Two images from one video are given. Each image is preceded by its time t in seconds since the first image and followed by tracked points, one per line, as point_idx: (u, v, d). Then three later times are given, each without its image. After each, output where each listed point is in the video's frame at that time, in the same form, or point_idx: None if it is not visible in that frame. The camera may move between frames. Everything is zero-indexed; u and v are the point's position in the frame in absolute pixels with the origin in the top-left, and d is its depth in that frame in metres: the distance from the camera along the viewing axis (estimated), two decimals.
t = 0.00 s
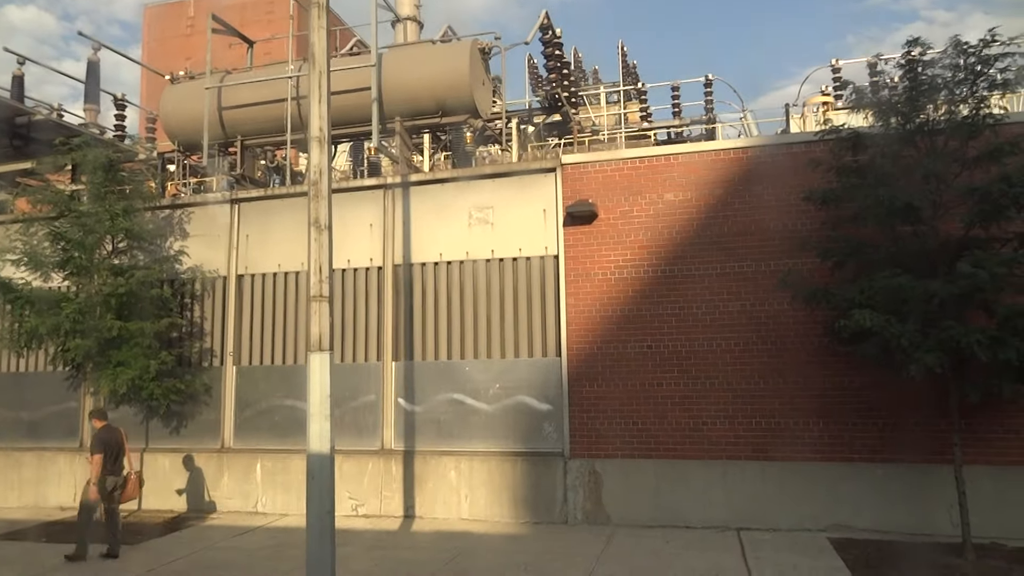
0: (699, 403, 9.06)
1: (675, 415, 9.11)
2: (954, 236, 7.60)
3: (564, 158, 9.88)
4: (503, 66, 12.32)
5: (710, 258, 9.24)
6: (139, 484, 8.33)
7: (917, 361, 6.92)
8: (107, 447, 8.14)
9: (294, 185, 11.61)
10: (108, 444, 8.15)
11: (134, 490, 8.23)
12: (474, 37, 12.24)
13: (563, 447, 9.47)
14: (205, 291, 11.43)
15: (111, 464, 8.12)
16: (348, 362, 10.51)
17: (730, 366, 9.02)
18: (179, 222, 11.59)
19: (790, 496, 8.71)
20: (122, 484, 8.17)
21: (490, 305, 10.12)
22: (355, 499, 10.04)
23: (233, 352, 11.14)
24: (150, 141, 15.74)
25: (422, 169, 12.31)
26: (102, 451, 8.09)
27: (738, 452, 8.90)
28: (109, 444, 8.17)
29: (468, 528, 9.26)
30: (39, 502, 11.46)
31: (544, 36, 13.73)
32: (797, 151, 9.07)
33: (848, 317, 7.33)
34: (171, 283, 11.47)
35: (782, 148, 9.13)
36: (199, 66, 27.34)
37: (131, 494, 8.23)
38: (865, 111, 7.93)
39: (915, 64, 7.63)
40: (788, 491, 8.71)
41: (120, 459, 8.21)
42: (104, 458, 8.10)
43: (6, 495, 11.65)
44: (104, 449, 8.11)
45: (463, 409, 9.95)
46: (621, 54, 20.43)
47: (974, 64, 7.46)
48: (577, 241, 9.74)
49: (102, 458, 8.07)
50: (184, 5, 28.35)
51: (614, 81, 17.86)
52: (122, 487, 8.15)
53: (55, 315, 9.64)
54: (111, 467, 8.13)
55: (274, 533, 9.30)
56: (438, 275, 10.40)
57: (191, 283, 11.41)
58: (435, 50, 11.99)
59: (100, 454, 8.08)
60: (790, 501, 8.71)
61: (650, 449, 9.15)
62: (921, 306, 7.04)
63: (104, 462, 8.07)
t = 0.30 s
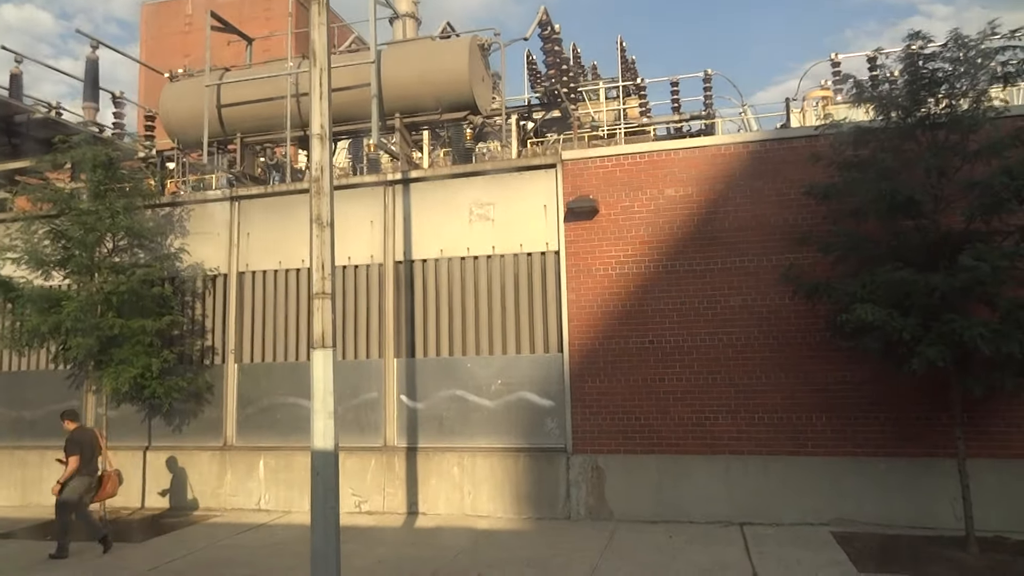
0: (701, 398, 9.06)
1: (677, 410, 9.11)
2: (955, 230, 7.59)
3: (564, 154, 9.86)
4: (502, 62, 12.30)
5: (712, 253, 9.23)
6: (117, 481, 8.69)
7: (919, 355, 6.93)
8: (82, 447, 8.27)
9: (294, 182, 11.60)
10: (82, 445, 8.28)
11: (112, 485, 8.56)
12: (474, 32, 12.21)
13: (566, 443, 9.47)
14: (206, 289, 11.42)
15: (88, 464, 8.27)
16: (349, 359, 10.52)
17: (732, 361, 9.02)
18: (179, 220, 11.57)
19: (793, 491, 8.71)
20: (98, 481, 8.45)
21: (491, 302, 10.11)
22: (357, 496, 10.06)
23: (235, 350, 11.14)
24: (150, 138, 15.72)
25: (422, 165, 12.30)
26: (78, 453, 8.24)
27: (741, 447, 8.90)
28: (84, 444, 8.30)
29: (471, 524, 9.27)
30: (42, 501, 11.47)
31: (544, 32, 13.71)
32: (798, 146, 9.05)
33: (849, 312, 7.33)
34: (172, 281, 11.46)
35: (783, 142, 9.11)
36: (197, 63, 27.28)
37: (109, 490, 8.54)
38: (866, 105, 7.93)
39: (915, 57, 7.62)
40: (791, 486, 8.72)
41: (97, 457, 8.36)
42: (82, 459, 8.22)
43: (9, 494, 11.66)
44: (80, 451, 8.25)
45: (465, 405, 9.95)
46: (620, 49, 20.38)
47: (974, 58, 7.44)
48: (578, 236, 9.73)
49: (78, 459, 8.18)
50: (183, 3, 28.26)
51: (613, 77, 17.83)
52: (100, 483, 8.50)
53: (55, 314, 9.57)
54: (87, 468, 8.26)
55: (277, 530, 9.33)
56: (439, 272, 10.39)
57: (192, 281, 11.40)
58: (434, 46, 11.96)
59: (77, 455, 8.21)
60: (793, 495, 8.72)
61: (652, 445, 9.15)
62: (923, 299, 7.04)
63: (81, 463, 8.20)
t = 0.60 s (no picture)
0: (720, 400, 8.99)
1: (696, 413, 9.05)
2: (976, 225, 7.50)
3: (577, 158, 9.85)
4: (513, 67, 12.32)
5: (728, 254, 9.17)
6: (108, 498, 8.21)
7: (943, 353, 6.84)
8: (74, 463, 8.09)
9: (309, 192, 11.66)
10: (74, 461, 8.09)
11: (99, 506, 8.13)
12: (484, 39, 12.24)
13: (585, 448, 9.43)
14: (223, 301, 11.48)
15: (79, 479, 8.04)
16: (366, 368, 10.53)
17: (751, 363, 8.95)
18: (195, 233, 11.65)
19: (816, 492, 8.62)
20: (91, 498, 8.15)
21: (507, 307, 10.10)
22: (377, 504, 10.05)
23: (253, 360, 11.19)
24: (164, 152, 15.88)
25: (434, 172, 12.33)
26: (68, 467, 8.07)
27: (762, 449, 8.82)
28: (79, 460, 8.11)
29: (493, 531, 9.24)
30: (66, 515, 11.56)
31: (552, 37, 13.75)
32: (813, 144, 8.98)
33: (870, 310, 7.26)
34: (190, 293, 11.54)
35: (798, 141, 9.04)
36: (208, 77, 27.54)
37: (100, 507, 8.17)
38: (881, 101, 7.88)
39: (929, 53, 7.56)
40: (815, 488, 8.63)
41: (91, 473, 8.12)
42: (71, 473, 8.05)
43: (34, 508, 11.77)
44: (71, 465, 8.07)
45: (483, 411, 9.93)
46: (629, 52, 20.38)
47: (990, 51, 7.40)
48: (593, 240, 9.70)
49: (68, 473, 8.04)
50: (193, 18, 28.53)
51: (623, 80, 17.83)
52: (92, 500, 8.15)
53: (77, 327, 9.59)
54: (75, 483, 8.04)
55: (299, 540, 9.34)
56: (455, 279, 10.40)
57: (209, 293, 11.48)
58: (445, 53, 11.99)
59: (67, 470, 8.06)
60: (817, 497, 8.63)
61: (672, 448, 9.09)
62: (945, 297, 6.96)
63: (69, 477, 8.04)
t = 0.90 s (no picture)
0: (750, 414, 8.87)
1: (726, 427, 8.93)
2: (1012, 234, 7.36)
3: (601, 171, 9.83)
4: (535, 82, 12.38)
5: (756, 266, 9.08)
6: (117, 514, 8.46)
7: (981, 365, 6.70)
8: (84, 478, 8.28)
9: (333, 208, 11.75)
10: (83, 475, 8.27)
11: (112, 518, 8.37)
12: (506, 55, 12.31)
13: (612, 463, 9.34)
14: (249, 317, 11.56)
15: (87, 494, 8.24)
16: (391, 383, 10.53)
17: (781, 376, 8.82)
18: (222, 250, 11.77)
19: (851, 508, 8.45)
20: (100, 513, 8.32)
21: (532, 321, 10.07)
22: (403, 520, 10.01)
23: (279, 376, 11.24)
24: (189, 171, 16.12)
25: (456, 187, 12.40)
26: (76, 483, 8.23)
27: (794, 464, 8.67)
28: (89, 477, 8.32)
29: (521, 547, 9.15)
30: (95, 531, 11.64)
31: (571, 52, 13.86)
32: (840, 154, 8.90)
33: (905, 322, 7.14)
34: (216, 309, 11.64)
35: (825, 151, 8.96)
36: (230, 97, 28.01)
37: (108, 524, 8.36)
38: (911, 110, 7.72)
39: (960, 60, 7.45)
40: (849, 503, 8.46)
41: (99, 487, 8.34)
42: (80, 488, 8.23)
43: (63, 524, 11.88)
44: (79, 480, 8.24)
45: (509, 426, 9.88)
46: (646, 66, 20.45)
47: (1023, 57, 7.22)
48: (618, 253, 9.66)
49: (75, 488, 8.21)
50: (214, 40, 28.98)
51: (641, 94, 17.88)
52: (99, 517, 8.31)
53: (107, 344, 9.71)
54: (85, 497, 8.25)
55: (325, 556, 9.33)
56: (479, 293, 10.40)
57: (235, 309, 11.57)
58: (467, 69, 12.06)
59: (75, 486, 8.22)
60: (851, 512, 8.45)
61: (701, 463, 8.97)
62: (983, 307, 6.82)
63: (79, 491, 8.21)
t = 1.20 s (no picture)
0: (773, 423, 8.77)
1: (748, 436, 8.83)
2: None
3: (620, 178, 9.78)
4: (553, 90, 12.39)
5: (777, 273, 9.01)
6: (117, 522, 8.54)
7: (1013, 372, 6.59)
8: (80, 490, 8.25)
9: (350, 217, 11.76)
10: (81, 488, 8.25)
11: (110, 528, 8.47)
12: (522, 63, 12.32)
13: (633, 472, 9.25)
14: (266, 325, 11.55)
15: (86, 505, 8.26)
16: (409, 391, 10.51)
17: (804, 384, 8.72)
18: (239, 258, 11.79)
19: (877, 518, 8.33)
20: (99, 523, 8.43)
21: (551, 330, 10.00)
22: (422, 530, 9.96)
23: (297, 385, 11.23)
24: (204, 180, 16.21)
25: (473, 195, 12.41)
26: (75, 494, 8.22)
27: (818, 474, 8.56)
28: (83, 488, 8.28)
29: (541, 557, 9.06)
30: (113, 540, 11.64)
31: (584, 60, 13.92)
32: (863, 159, 8.82)
33: (934, 328, 7.04)
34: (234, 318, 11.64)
35: (847, 156, 8.88)
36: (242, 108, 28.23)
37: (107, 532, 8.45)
38: (939, 115, 7.70)
39: (989, 64, 7.40)
40: (874, 513, 8.33)
41: (96, 499, 8.37)
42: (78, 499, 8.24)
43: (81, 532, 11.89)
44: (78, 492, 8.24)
45: (528, 434, 9.81)
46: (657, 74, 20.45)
47: None
48: (637, 260, 9.60)
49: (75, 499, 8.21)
50: (227, 52, 29.22)
51: (652, 102, 17.87)
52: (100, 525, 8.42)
53: (127, 353, 9.71)
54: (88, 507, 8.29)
55: (344, 566, 9.28)
56: (497, 301, 10.35)
57: (252, 317, 11.57)
58: (485, 77, 12.06)
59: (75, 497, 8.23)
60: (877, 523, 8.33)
61: (723, 473, 8.87)
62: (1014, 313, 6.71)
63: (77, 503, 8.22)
